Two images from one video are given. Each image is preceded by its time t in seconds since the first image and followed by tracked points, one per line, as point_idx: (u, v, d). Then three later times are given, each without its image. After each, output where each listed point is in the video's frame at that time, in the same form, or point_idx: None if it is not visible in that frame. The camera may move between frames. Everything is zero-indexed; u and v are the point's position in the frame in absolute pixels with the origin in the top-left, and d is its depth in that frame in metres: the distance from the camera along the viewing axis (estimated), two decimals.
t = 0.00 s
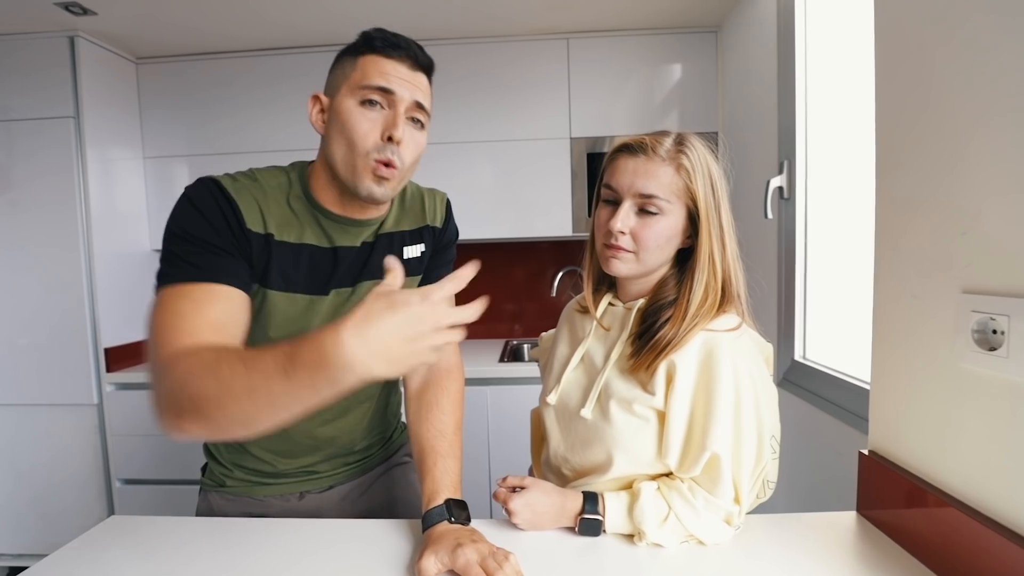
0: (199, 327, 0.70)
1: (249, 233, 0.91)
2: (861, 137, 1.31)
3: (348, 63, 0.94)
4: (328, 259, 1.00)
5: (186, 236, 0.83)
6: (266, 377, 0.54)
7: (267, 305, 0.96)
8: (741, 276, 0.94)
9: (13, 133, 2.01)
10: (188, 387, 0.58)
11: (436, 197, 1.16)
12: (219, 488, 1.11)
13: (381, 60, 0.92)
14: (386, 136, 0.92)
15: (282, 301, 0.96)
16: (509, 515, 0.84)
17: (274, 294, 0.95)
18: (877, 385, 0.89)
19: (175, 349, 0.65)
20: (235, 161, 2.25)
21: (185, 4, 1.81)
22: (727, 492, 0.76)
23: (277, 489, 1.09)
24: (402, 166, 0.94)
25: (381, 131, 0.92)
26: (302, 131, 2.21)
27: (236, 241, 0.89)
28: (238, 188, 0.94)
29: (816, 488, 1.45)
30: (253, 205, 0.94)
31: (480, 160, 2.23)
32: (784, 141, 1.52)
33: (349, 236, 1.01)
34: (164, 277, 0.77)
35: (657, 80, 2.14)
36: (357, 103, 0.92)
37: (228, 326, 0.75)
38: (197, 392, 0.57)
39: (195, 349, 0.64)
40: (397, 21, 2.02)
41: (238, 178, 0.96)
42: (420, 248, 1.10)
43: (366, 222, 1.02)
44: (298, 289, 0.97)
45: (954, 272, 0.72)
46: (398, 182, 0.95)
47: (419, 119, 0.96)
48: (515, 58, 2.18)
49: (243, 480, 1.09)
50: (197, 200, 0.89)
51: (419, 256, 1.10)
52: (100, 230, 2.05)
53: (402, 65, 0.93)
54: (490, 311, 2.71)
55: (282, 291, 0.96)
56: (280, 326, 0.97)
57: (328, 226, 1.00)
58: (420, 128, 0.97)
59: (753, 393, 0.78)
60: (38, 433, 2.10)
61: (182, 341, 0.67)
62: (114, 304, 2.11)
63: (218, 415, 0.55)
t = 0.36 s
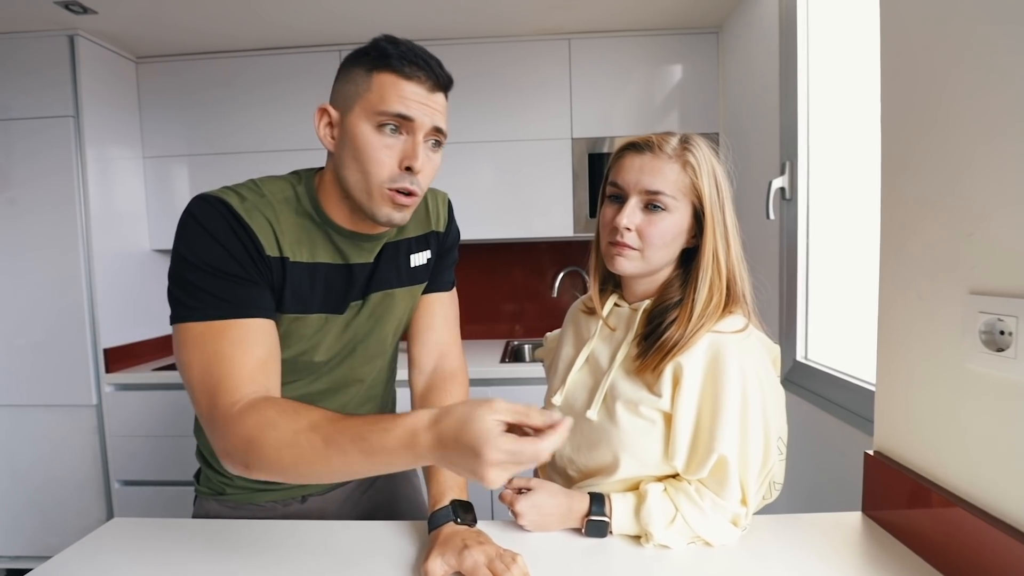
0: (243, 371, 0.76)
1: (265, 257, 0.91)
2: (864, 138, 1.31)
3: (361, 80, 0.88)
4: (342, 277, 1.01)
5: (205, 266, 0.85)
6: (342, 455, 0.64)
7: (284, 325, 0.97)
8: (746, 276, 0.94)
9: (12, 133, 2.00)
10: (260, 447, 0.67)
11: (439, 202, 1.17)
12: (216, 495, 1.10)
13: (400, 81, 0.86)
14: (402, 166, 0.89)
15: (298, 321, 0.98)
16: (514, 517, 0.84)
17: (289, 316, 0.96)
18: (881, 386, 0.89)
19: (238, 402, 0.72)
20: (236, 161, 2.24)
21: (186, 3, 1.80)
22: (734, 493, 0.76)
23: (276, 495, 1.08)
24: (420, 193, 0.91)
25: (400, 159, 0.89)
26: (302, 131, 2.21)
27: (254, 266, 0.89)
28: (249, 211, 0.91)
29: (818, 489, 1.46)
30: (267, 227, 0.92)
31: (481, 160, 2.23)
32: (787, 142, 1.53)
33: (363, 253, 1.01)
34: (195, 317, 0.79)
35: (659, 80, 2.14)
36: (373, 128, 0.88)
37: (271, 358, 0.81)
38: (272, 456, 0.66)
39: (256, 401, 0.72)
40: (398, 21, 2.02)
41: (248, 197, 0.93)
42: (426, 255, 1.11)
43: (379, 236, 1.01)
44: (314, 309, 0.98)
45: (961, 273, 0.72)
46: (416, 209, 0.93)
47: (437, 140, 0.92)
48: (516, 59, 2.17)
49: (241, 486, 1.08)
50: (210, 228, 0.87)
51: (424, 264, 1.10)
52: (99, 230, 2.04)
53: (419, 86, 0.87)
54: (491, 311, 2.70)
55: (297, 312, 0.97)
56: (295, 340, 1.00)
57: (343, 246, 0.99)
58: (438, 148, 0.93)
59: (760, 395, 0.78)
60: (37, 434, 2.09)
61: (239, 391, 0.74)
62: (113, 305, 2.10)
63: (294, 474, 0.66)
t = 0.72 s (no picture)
0: (187, 364, 0.72)
1: (266, 254, 0.92)
2: (861, 141, 1.33)
3: (387, 87, 0.96)
4: (349, 278, 1.01)
5: (205, 260, 0.83)
6: (271, 478, 0.61)
7: (289, 323, 0.98)
8: (749, 278, 0.95)
9: (6, 132, 1.98)
10: (183, 443, 0.62)
11: (449, 221, 1.19)
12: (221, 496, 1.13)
13: (428, 91, 0.95)
14: (432, 165, 0.97)
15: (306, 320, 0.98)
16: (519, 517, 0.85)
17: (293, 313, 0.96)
18: (881, 386, 0.91)
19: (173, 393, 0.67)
20: (232, 161, 2.23)
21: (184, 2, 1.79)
22: (738, 492, 0.77)
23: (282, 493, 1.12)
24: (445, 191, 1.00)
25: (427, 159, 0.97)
26: (300, 131, 2.20)
27: (249, 266, 0.90)
28: (263, 207, 0.94)
29: (814, 488, 1.48)
30: (277, 226, 0.95)
31: (480, 161, 2.23)
32: (785, 144, 1.54)
33: (371, 255, 1.03)
34: (170, 299, 0.76)
35: (656, 83, 2.16)
36: (403, 131, 0.95)
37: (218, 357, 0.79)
38: (192, 457, 0.61)
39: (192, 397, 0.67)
40: (398, 22, 2.02)
41: (263, 195, 0.96)
42: (435, 273, 1.14)
43: (387, 238, 1.05)
44: (318, 309, 0.98)
45: (961, 276, 0.73)
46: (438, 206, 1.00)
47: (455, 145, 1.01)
48: (515, 60, 2.18)
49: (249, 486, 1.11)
50: (218, 222, 0.88)
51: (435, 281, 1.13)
52: (94, 230, 2.02)
53: (440, 93, 0.96)
54: (488, 312, 2.71)
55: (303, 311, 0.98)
56: (303, 340, 1.00)
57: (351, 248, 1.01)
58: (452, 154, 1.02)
59: (765, 395, 0.79)
60: (30, 437, 2.07)
61: (175, 382, 0.69)
62: (109, 306, 2.09)
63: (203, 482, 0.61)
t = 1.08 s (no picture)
0: (244, 372, 0.75)
1: (292, 254, 0.94)
2: (854, 145, 1.35)
3: (390, 91, 0.96)
4: (360, 278, 1.03)
5: (236, 265, 0.85)
6: (330, 473, 0.61)
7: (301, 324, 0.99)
8: (748, 280, 0.97)
9: None
10: (246, 447, 0.64)
11: (448, 224, 1.22)
12: (226, 497, 1.12)
13: (430, 96, 0.96)
14: (436, 169, 0.98)
15: (322, 322, 0.99)
16: (523, 517, 0.85)
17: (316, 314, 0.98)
18: (875, 385, 0.93)
19: (231, 402, 0.70)
20: (228, 162, 2.22)
21: (179, 2, 1.78)
22: (738, 490, 0.78)
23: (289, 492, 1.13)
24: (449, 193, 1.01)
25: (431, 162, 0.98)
26: (296, 132, 2.20)
27: (279, 265, 0.91)
28: (279, 210, 0.95)
29: (809, 486, 1.50)
30: (294, 227, 0.96)
31: (476, 163, 2.24)
32: (780, 147, 1.56)
33: (382, 256, 1.05)
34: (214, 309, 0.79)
35: (651, 85, 2.18)
36: (406, 136, 0.95)
37: (270, 360, 0.80)
38: (255, 460, 0.63)
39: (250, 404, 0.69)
40: (395, 24, 2.03)
41: (276, 198, 0.97)
42: (438, 276, 1.17)
43: (395, 240, 1.06)
44: (335, 308, 1.00)
45: (953, 278, 0.75)
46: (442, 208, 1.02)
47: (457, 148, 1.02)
48: (512, 62, 2.19)
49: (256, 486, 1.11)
50: (240, 225, 0.90)
51: (438, 282, 1.16)
52: (88, 231, 2.00)
53: (441, 97, 0.97)
54: (484, 313, 2.71)
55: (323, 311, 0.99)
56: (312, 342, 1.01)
57: (364, 249, 1.03)
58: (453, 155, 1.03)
59: (764, 394, 0.80)
60: (21, 440, 2.05)
61: (232, 392, 0.71)
62: (102, 308, 2.07)
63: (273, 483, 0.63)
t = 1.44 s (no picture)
0: (224, 359, 0.77)
1: (286, 258, 0.95)
2: (842, 148, 1.38)
3: (390, 99, 0.98)
4: (356, 280, 1.04)
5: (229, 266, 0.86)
6: (304, 449, 0.65)
7: (295, 326, 0.99)
8: (739, 281, 0.99)
9: None
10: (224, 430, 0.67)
11: (446, 229, 1.23)
12: (221, 497, 1.12)
13: (430, 103, 0.98)
14: (434, 175, 0.99)
15: (318, 323, 1.00)
16: (520, 514, 0.87)
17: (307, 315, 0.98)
18: (863, 384, 0.96)
19: (210, 388, 0.72)
20: (219, 162, 2.20)
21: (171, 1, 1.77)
22: (732, 486, 0.80)
23: (284, 493, 1.13)
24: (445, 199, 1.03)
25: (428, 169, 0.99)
26: (288, 132, 2.19)
27: (272, 267, 0.92)
28: (277, 211, 0.97)
29: (799, 483, 1.52)
30: (289, 229, 0.97)
31: (469, 164, 2.24)
32: (770, 151, 1.59)
33: (377, 260, 1.05)
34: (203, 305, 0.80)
35: (642, 87, 2.20)
36: (406, 142, 0.97)
37: (252, 350, 0.83)
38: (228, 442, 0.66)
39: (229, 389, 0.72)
40: (388, 26, 2.03)
41: (277, 202, 0.99)
42: (434, 281, 1.18)
43: (390, 245, 1.07)
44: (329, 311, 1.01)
45: (938, 279, 0.77)
46: (438, 214, 1.03)
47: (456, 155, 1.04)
48: (505, 64, 2.20)
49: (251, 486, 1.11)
50: (238, 226, 0.91)
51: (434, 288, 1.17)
52: (76, 231, 1.98)
53: (441, 106, 0.99)
54: (476, 314, 2.72)
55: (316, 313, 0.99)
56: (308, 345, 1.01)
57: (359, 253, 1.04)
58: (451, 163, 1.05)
59: (756, 392, 0.82)
60: (8, 442, 2.02)
61: (211, 380, 0.74)
62: (90, 309, 2.04)
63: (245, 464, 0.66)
